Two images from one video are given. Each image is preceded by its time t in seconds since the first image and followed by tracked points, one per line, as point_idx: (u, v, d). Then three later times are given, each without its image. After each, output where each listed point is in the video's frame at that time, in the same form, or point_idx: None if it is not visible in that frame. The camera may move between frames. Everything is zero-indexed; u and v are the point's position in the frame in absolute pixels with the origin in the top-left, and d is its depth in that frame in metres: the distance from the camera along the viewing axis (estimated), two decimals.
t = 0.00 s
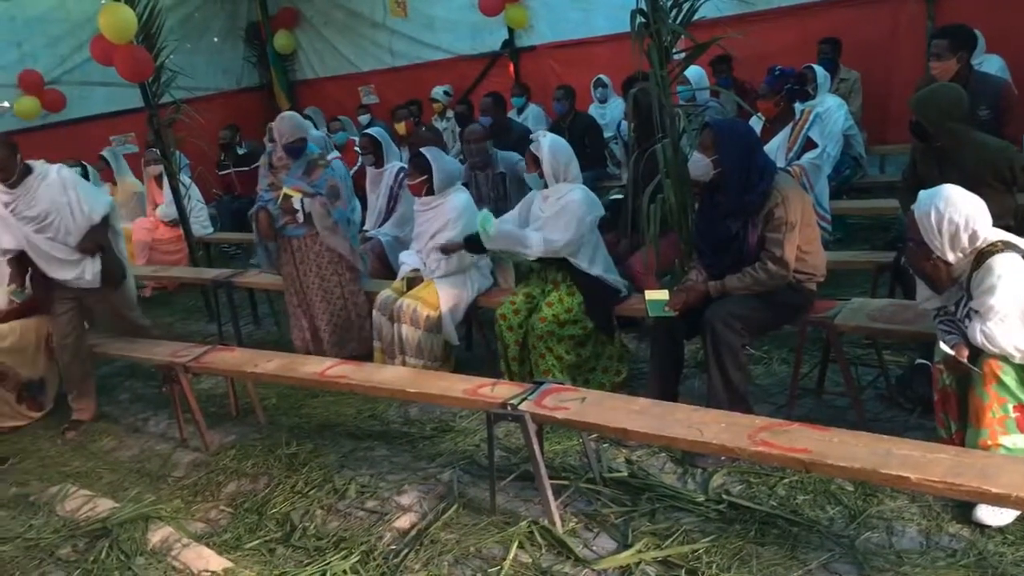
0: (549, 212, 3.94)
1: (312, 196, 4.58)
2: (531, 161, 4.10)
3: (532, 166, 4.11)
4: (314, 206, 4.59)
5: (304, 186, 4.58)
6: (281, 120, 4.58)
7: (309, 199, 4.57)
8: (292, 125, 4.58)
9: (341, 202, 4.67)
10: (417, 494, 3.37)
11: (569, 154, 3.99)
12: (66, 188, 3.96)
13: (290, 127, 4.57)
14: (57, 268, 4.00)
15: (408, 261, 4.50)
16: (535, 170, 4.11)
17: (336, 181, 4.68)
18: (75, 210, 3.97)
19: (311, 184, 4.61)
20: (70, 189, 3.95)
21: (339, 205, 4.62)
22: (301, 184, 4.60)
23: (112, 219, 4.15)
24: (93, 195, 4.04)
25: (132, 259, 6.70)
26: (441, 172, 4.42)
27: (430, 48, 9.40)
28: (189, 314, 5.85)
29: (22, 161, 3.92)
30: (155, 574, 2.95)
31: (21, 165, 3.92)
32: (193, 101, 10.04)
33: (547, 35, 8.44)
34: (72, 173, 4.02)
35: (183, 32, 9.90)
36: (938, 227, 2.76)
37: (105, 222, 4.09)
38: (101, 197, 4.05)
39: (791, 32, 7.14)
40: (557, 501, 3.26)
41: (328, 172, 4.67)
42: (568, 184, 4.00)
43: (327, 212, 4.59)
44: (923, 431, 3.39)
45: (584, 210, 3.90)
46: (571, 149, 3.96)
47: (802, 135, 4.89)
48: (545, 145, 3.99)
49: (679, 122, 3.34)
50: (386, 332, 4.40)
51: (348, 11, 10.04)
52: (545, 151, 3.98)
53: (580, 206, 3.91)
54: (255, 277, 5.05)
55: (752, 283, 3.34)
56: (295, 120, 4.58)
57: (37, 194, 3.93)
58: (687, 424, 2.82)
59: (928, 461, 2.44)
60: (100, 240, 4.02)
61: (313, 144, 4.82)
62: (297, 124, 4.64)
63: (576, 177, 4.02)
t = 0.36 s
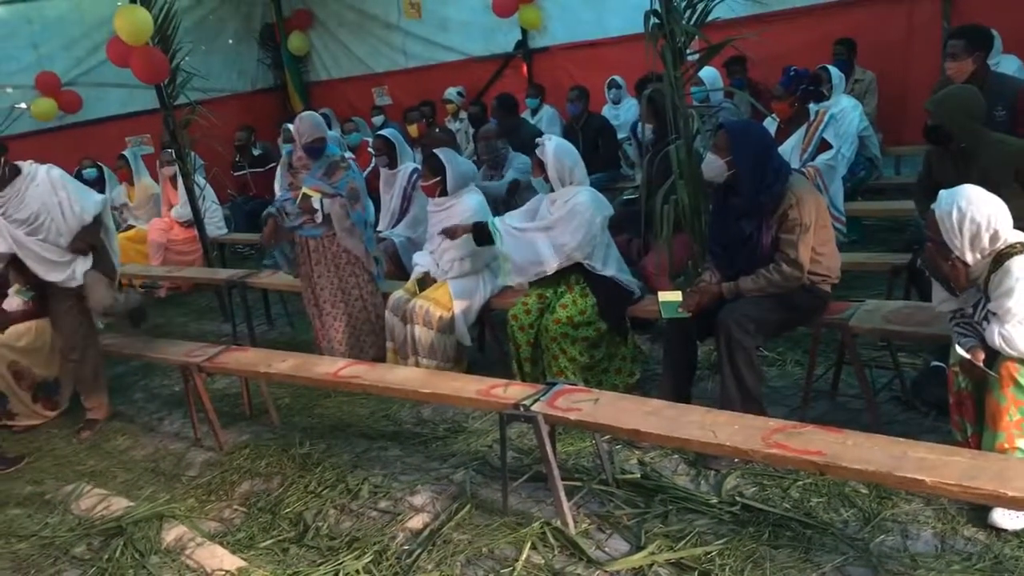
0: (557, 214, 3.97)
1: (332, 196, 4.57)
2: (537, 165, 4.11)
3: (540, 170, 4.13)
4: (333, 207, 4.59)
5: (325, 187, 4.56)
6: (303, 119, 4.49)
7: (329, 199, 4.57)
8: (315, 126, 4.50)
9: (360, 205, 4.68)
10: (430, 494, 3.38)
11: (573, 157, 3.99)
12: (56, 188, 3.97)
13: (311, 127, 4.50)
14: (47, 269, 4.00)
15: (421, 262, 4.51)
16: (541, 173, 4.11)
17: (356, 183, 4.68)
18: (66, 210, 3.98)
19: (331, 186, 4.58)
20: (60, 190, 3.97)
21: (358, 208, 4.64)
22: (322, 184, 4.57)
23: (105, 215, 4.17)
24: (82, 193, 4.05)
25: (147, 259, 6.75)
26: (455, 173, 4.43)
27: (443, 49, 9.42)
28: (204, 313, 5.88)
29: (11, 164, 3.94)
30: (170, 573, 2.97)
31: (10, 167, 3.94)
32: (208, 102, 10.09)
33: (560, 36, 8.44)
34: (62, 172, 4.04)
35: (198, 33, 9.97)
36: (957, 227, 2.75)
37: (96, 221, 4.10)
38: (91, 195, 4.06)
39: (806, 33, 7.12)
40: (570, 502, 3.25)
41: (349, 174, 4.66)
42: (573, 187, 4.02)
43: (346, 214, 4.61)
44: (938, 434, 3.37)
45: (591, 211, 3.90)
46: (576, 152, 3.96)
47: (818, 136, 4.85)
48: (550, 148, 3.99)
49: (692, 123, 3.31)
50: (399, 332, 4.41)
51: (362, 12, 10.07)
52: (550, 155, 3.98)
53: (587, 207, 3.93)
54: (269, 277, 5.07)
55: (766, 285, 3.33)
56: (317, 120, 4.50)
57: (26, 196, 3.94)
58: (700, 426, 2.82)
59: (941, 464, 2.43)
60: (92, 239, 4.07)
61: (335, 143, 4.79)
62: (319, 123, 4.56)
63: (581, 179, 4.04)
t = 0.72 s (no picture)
0: (568, 220, 3.94)
1: (350, 198, 4.60)
2: (541, 172, 4.07)
3: (542, 177, 4.11)
4: (350, 208, 4.61)
5: (343, 189, 4.61)
6: (313, 124, 4.58)
7: (347, 201, 4.60)
8: (320, 130, 4.55)
9: (378, 207, 4.68)
10: (446, 494, 3.39)
11: (577, 162, 3.96)
12: (64, 196, 3.90)
13: (322, 130, 4.55)
14: (54, 275, 4.04)
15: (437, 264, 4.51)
16: (546, 181, 4.10)
17: (374, 185, 4.68)
18: (71, 220, 3.91)
19: (349, 188, 4.62)
20: (65, 199, 3.89)
21: (375, 211, 4.64)
22: (340, 185, 4.62)
23: (123, 224, 4.02)
24: (89, 204, 3.93)
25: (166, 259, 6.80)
26: (473, 174, 4.46)
27: (460, 50, 9.43)
28: (222, 313, 5.92)
29: (31, 167, 3.95)
30: (189, 570, 3.00)
31: (29, 170, 3.95)
32: (227, 103, 10.17)
33: (578, 37, 8.43)
34: (77, 178, 3.97)
35: (216, 35, 10.05)
36: (979, 227, 2.74)
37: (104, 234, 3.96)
38: (100, 203, 3.93)
39: (824, 33, 7.08)
40: (586, 503, 3.25)
41: (368, 177, 4.66)
42: (578, 190, 3.99)
43: (363, 216, 4.63)
44: (958, 437, 3.35)
45: (603, 213, 3.91)
46: (578, 157, 3.93)
47: (835, 137, 4.93)
48: (552, 154, 3.96)
49: (710, 125, 3.28)
50: (415, 332, 4.43)
51: (379, 13, 10.10)
52: (553, 162, 3.95)
53: (597, 210, 3.92)
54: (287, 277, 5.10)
55: (785, 286, 3.31)
56: (321, 123, 4.55)
57: (37, 202, 3.92)
58: (716, 427, 2.81)
59: (960, 467, 2.41)
60: (94, 252, 3.94)
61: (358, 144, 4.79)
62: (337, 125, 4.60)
63: (586, 183, 4.02)
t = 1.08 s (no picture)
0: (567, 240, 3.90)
1: (364, 196, 4.59)
2: (528, 200, 4.09)
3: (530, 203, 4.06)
4: (365, 207, 4.62)
5: (357, 187, 4.61)
6: (325, 126, 4.60)
7: (360, 200, 4.60)
8: (333, 132, 4.56)
9: (392, 204, 4.66)
10: (466, 494, 3.39)
11: (563, 181, 4.00)
12: (91, 207, 3.83)
13: (332, 133, 4.57)
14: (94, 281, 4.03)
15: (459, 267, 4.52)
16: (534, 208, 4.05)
17: (390, 184, 4.66)
18: (96, 231, 3.82)
19: (363, 187, 4.62)
20: (90, 210, 3.81)
21: (390, 209, 4.62)
22: (355, 184, 4.62)
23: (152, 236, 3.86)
24: (112, 217, 3.79)
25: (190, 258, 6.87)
26: (496, 175, 4.45)
27: (482, 50, 9.44)
28: (244, 312, 5.97)
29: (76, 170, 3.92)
30: (211, 567, 3.02)
31: (71, 175, 3.92)
32: (250, 103, 10.25)
33: (600, 37, 8.42)
34: (111, 186, 3.86)
35: (240, 36, 10.12)
36: (1006, 230, 2.71)
37: (129, 249, 3.82)
38: (119, 217, 3.78)
39: (849, 32, 7.03)
40: (606, 504, 3.25)
41: (382, 175, 4.64)
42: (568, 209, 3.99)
43: (377, 214, 4.62)
44: (984, 441, 3.31)
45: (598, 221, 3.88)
46: (563, 176, 3.96)
47: (860, 138, 4.93)
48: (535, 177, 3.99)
49: (733, 125, 3.30)
50: (436, 333, 4.44)
51: (401, 14, 10.13)
52: (538, 186, 3.97)
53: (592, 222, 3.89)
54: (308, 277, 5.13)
55: (808, 288, 3.29)
56: (332, 123, 4.55)
57: (71, 209, 3.90)
58: (738, 429, 2.79)
59: (986, 471, 2.38)
60: (121, 265, 3.83)
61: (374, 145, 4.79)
62: (351, 125, 4.61)
63: (576, 201, 4.05)
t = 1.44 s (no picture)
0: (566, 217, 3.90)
1: (370, 192, 4.68)
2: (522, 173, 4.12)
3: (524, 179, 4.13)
4: (373, 202, 4.69)
5: (362, 184, 4.71)
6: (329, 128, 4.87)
7: (367, 196, 4.67)
8: (335, 131, 4.81)
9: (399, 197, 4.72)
10: (487, 494, 3.39)
11: (557, 155, 4.01)
12: (121, 205, 3.87)
13: (334, 133, 4.82)
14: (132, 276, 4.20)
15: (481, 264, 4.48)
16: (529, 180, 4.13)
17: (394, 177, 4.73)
18: (126, 229, 3.87)
19: (369, 183, 4.72)
20: (120, 208, 3.86)
21: (396, 201, 4.68)
22: (360, 183, 4.74)
23: (177, 236, 3.89)
24: (139, 216, 3.82)
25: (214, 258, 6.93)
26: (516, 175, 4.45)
27: (503, 51, 9.46)
28: (268, 311, 6.02)
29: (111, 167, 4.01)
30: (233, 564, 3.04)
31: (110, 170, 4.00)
32: (274, 104, 10.33)
33: (622, 37, 8.40)
34: (142, 183, 3.91)
35: (265, 37, 10.21)
36: None
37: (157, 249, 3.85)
38: (146, 218, 3.80)
39: (874, 32, 6.97)
40: (627, 505, 3.24)
41: (384, 169, 4.73)
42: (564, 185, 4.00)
43: (385, 207, 4.68)
44: (1010, 445, 3.27)
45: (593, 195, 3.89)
46: (556, 151, 3.99)
47: (886, 137, 4.88)
48: (529, 153, 4.02)
49: (756, 125, 3.20)
50: (456, 332, 4.46)
51: (423, 15, 10.17)
52: (532, 163, 3.99)
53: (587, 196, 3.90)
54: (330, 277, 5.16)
55: (832, 289, 3.27)
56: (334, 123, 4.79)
57: (106, 205, 3.96)
58: (760, 431, 2.78)
59: (1013, 476, 2.35)
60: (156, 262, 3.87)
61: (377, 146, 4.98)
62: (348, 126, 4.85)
63: (570, 174, 4.04)
